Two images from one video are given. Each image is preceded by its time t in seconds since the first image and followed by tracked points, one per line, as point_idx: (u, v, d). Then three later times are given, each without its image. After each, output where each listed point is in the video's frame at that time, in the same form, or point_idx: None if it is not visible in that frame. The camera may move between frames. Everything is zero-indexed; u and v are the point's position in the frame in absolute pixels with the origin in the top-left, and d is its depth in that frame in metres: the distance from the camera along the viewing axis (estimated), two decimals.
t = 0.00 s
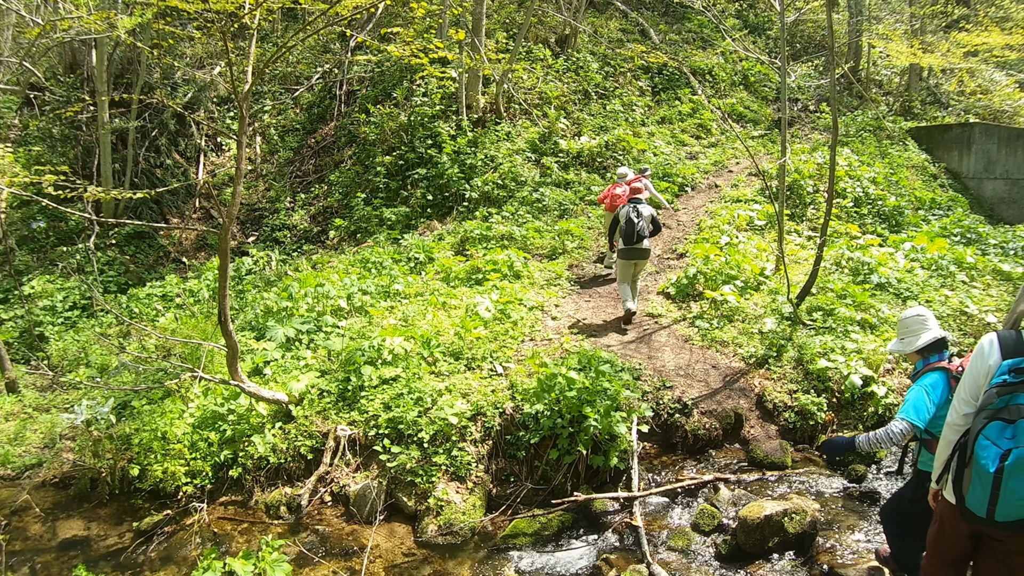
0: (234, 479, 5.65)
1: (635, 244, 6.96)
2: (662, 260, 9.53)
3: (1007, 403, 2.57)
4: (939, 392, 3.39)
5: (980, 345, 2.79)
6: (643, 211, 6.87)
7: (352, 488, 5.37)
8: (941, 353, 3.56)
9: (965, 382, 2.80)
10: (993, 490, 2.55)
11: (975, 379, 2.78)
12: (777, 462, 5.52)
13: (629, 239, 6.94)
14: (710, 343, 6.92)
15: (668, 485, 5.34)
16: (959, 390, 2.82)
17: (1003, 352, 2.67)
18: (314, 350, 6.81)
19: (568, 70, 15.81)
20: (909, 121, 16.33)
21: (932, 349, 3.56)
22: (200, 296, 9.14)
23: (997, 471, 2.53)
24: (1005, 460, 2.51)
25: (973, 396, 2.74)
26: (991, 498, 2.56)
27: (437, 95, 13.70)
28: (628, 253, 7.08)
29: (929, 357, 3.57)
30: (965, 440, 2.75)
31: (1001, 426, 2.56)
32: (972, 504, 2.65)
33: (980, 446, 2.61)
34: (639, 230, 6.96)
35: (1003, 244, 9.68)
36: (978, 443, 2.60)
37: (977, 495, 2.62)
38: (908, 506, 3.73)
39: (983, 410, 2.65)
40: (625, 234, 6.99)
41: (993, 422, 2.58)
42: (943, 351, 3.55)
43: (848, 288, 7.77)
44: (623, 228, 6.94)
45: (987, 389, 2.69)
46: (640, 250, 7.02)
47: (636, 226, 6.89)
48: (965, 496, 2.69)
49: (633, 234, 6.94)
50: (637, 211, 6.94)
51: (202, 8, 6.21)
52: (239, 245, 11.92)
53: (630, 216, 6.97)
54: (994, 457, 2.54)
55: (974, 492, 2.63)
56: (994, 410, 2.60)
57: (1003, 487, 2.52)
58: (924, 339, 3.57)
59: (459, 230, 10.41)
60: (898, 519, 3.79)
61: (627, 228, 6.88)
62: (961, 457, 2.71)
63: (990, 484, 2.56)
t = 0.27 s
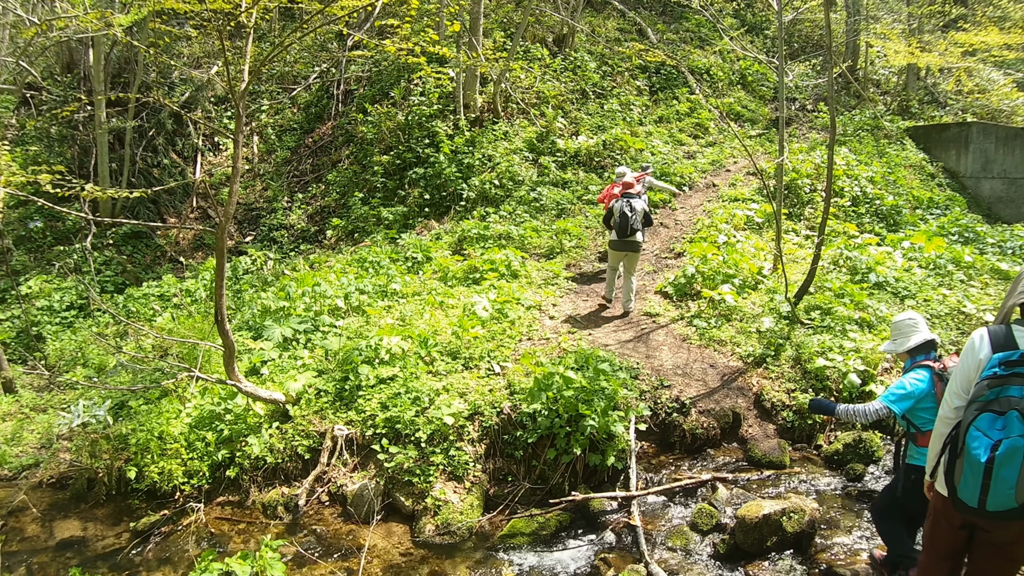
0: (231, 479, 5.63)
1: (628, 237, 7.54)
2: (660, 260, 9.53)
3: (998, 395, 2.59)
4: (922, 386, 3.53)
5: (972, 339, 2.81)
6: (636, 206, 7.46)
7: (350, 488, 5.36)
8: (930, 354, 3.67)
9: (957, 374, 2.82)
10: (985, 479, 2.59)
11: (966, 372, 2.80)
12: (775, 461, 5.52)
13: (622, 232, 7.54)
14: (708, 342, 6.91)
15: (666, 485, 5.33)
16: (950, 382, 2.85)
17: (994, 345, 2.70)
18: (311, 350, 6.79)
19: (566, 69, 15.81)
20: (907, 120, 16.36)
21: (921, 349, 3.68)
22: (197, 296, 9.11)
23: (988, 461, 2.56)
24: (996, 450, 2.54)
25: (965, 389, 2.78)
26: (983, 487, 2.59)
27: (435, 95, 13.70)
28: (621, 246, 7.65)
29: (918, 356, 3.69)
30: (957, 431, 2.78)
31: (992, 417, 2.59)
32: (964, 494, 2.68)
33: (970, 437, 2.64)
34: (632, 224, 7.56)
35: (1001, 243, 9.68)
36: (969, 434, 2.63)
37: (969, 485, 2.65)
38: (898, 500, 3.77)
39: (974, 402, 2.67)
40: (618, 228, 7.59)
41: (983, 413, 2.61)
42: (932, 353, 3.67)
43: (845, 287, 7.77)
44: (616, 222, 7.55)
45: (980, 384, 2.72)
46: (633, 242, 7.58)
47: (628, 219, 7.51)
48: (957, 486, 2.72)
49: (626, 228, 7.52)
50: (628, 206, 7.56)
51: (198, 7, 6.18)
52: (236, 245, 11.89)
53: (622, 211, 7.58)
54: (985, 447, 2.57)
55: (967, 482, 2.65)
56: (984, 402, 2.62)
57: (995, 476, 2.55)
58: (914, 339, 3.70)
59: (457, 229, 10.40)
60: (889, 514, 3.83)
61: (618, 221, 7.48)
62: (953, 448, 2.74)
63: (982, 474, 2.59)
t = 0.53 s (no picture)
0: (229, 479, 5.62)
1: (618, 237, 7.68)
2: (659, 259, 9.52)
3: (989, 393, 2.61)
4: (917, 373, 3.54)
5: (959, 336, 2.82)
6: (623, 208, 7.53)
7: (348, 488, 5.34)
8: (926, 342, 3.67)
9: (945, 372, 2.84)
10: (977, 476, 2.62)
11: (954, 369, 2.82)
12: (774, 460, 5.51)
13: (612, 233, 7.68)
14: (707, 341, 6.90)
15: (665, 484, 5.32)
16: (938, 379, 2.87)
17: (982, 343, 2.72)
18: (309, 349, 6.78)
19: (565, 69, 15.80)
20: (906, 120, 16.36)
21: (918, 337, 3.67)
22: (195, 296, 9.10)
23: (980, 458, 2.59)
24: (989, 447, 2.57)
25: (956, 387, 2.76)
26: (975, 484, 2.63)
27: (433, 94, 13.69)
28: (612, 244, 7.81)
29: (914, 345, 3.68)
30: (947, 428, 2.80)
31: (983, 414, 2.62)
32: (955, 489, 2.72)
33: (962, 434, 2.66)
34: (622, 225, 7.66)
35: (1000, 242, 9.67)
36: (961, 431, 2.65)
37: (960, 481, 2.68)
38: (890, 487, 3.77)
39: (964, 400, 2.69)
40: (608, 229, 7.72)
41: (975, 411, 2.64)
42: (928, 341, 3.66)
43: (844, 286, 7.76)
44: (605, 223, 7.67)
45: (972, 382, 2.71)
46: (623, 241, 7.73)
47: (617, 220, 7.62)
48: (948, 482, 2.75)
49: (615, 228, 7.64)
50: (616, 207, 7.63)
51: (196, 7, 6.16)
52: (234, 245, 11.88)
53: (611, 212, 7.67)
54: (978, 444, 2.60)
55: (958, 478, 2.69)
56: (975, 400, 2.64)
57: (987, 472, 2.59)
58: (912, 328, 3.68)
59: (456, 229, 10.40)
60: (880, 502, 3.83)
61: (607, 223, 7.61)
62: (943, 445, 2.77)
63: (974, 471, 2.62)
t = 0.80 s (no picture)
0: (228, 479, 5.61)
1: (609, 231, 7.76)
2: (659, 258, 9.52)
3: (989, 391, 2.60)
4: (913, 373, 3.46)
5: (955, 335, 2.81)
6: (612, 201, 7.62)
7: (348, 488, 5.33)
8: (921, 340, 3.60)
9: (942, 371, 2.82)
10: (982, 475, 2.60)
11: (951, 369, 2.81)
12: (774, 460, 5.50)
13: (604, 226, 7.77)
14: (707, 341, 6.89)
15: (665, 484, 5.31)
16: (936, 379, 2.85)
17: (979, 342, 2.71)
18: (309, 349, 6.77)
19: (565, 68, 15.79)
20: (906, 119, 16.36)
21: (913, 335, 3.60)
22: (195, 296, 9.10)
23: (985, 457, 2.57)
24: (993, 446, 2.56)
25: (953, 387, 2.76)
26: (980, 483, 2.60)
27: (433, 94, 13.68)
28: (605, 238, 7.90)
29: (909, 343, 3.61)
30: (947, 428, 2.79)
31: (984, 413, 2.61)
32: (959, 489, 2.69)
33: (964, 434, 2.65)
34: (612, 218, 7.76)
35: (1000, 241, 9.66)
36: (964, 431, 2.64)
37: (964, 480, 2.66)
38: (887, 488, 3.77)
39: (965, 399, 2.68)
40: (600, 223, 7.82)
41: (977, 410, 2.62)
42: (924, 340, 3.59)
43: (845, 286, 7.75)
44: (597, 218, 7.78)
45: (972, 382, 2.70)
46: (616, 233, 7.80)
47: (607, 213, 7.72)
48: (951, 482, 2.73)
49: (605, 222, 7.73)
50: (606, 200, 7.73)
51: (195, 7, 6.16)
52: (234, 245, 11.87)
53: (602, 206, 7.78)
54: (982, 443, 2.59)
55: (962, 478, 2.66)
56: (976, 399, 2.63)
57: (992, 471, 2.57)
58: (909, 325, 3.59)
59: (456, 228, 10.40)
60: (879, 503, 3.82)
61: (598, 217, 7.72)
62: (945, 445, 2.75)
63: (979, 470, 2.60)
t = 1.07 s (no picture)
0: (229, 478, 5.62)
1: (607, 230, 7.91)
2: (660, 258, 9.52)
3: (996, 387, 2.59)
4: (906, 372, 3.48)
5: (958, 333, 2.80)
6: (610, 201, 7.77)
7: (348, 487, 5.33)
8: (913, 338, 3.63)
9: (946, 369, 2.81)
10: (993, 472, 2.58)
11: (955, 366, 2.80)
12: (775, 459, 5.50)
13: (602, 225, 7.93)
14: (708, 340, 6.88)
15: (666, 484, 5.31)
16: (940, 377, 2.83)
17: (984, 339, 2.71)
18: (309, 349, 6.78)
19: (565, 68, 15.78)
20: (907, 118, 16.34)
21: (905, 333, 3.62)
22: (196, 296, 9.11)
23: (996, 454, 2.55)
24: (1003, 442, 2.54)
25: (958, 384, 2.76)
26: (992, 480, 2.58)
27: (434, 94, 13.69)
28: (604, 237, 8.05)
29: (902, 341, 3.63)
30: (955, 425, 2.77)
31: (992, 410, 2.59)
32: (970, 486, 2.66)
33: (974, 431, 2.62)
34: (610, 217, 7.91)
35: (1002, 241, 9.64)
36: (973, 428, 2.61)
37: (976, 478, 2.63)
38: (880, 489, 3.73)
39: (972, 396, 2.66)
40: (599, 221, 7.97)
41: (985, 407, 2.60)
42: (915, 338, 3.62)
43: (845, 285, 7.75)
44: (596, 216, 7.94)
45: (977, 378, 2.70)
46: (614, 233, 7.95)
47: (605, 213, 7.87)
48: (961, 479, 2.70)
49: (603, 221, 7.88)
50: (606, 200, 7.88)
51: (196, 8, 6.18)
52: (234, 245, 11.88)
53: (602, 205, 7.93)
54: (992, 440, 2.57)
55: (973, 476, 2.64)
56: (984, 396, 2.61)
57: (1003, 467, 2.55)
58: (901, 324, 3.61)
59: (456, 228, 10.40)
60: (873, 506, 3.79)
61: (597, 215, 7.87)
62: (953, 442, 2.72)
63: (990, 467, 2.58)
